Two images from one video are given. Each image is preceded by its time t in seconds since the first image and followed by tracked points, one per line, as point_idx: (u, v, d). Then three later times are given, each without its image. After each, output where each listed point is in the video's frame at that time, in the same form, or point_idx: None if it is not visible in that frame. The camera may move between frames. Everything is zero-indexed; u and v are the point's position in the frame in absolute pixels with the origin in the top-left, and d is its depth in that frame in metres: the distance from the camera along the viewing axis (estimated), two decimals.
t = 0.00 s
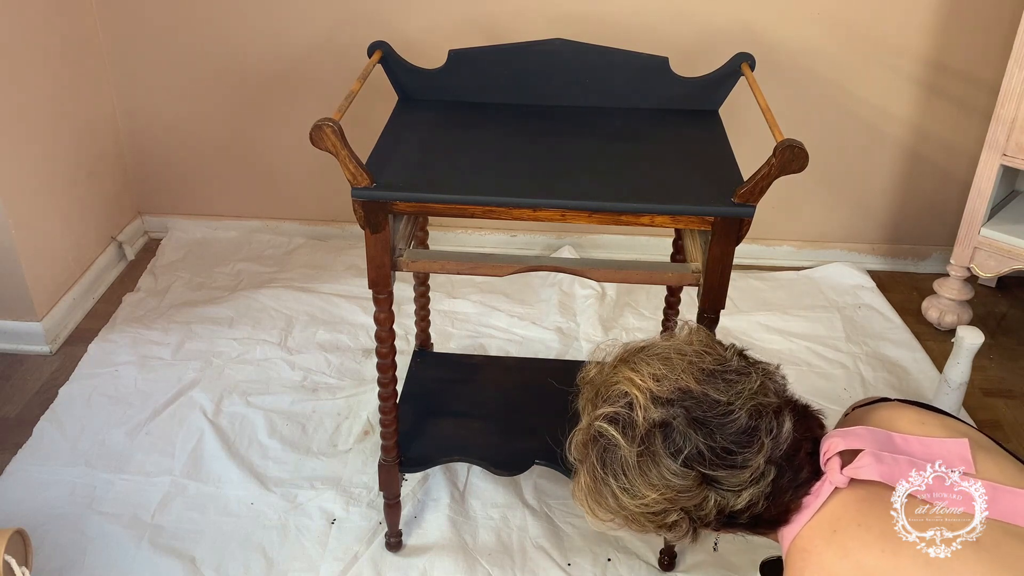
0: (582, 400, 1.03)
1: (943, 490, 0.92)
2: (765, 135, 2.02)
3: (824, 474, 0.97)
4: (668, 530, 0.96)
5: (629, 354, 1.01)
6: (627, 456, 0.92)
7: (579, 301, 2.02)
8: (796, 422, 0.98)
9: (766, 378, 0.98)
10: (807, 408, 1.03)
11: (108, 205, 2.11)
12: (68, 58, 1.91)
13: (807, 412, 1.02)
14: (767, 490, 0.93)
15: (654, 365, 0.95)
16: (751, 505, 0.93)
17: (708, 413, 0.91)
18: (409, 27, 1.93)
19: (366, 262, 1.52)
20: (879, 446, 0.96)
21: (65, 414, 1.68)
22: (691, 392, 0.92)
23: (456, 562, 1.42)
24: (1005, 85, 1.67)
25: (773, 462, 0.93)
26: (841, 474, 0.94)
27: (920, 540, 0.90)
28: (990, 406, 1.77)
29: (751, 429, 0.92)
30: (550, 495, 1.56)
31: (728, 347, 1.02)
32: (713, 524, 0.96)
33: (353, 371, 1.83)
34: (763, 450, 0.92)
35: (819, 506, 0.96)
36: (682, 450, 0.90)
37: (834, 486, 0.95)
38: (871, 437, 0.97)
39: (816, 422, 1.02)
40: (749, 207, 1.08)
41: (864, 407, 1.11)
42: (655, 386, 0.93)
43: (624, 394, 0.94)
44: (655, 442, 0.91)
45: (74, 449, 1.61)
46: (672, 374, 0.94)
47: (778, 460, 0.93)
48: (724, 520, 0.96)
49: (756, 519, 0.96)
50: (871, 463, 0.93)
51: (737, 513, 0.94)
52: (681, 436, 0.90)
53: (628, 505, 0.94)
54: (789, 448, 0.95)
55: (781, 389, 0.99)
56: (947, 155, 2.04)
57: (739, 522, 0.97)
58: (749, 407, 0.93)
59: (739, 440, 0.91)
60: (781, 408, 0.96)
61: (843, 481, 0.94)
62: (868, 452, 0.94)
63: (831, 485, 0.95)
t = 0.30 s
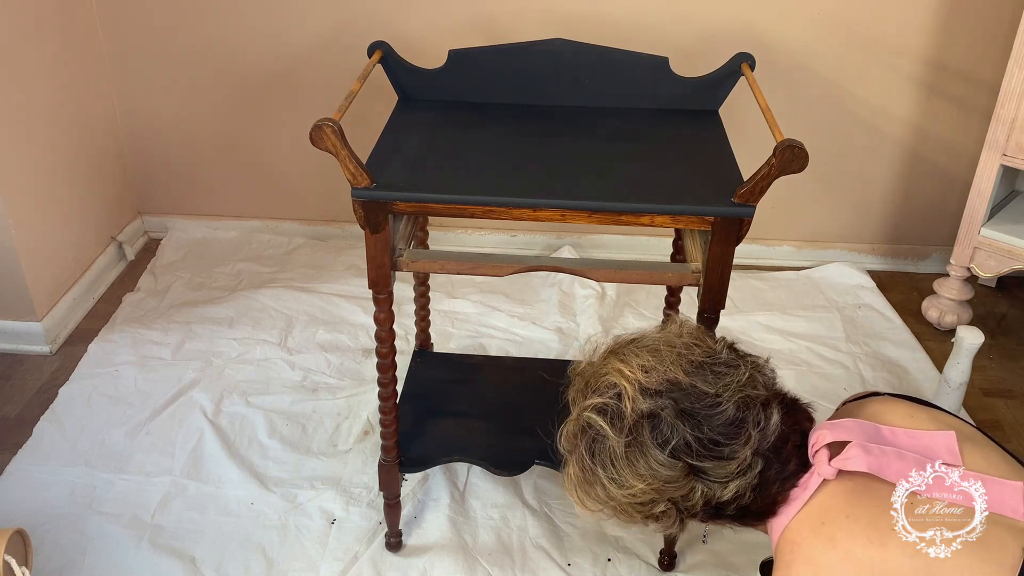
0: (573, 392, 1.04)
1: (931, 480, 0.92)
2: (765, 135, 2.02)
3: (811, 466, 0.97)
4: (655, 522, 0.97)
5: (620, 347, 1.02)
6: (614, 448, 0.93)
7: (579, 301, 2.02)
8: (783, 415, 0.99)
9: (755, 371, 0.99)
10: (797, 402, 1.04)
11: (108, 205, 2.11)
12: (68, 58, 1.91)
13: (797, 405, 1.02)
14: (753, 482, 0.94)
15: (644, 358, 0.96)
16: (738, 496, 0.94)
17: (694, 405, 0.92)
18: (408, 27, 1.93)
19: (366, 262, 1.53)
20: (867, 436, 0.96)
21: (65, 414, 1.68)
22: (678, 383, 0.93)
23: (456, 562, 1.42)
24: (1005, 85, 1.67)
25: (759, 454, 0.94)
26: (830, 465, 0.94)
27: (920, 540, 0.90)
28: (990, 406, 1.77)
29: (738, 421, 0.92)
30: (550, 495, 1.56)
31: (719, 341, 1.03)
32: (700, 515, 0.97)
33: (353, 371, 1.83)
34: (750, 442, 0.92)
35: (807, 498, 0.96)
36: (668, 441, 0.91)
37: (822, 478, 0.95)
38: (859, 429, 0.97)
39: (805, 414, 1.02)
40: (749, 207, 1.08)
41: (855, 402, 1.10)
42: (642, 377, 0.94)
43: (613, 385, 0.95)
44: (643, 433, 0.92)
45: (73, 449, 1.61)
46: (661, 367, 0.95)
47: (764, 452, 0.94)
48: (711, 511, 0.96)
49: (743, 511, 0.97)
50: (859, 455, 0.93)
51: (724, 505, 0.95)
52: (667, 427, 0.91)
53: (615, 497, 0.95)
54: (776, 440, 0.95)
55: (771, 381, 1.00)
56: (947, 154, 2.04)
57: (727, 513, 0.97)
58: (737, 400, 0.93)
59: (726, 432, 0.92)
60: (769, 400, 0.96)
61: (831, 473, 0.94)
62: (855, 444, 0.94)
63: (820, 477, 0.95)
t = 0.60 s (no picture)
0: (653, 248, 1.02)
1: (976, 404, 0.89)
2: (765, 135, 2.02)
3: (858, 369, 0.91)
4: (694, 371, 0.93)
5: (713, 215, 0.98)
6: (679, 283, 0.90)
7: (579, 301, 2.02)
8: (854, 314, 0.93)
9: (844, 267, 0.92)
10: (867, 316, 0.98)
11: (108, 205, 2.11)
12: (67, 56, 1.90)
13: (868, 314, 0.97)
14: (802, 355, 0.88)
15: (737, 222, 0.93)
16: (782, 365, 0.89)
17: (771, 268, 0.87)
18: (408, 27, 1.93)
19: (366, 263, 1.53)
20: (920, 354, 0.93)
21: (65, 414, 1.68)
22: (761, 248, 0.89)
23: (456, 563, 1.42)
24: (1005, 85, 1.67)
25: (814, 334, 0.88)
26: (879, 370, 0.89)
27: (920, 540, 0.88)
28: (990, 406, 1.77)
29: (806, 293, 0.87)
30: (550, 494, 1.56)
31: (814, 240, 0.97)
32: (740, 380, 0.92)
33: (353, 371, 1.83)
34: (811, 314, 0.87)
35: (849, 396, 0.91)
36: (733, 290, 0.87)
37: (868, 379, 0.89)
38: (911, 347, 0.94)
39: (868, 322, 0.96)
40: (749, 207, 1.08)
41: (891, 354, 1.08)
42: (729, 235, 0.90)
43: (699, 233, 0.92)
44: (712, 279, 0.88)
45: (74, 449, 1.61)
46: (751, 233, 0.91)
47: (819, 334, 0.88)
48: (750, 378, 0.91)
49: (784, 387, 0.92)
50: (908, 362, 0.89)
51: (765, 370, 0.90)
52: (738, 279, 0.87)
53: (665, 330, 0.92)
54: (836, 328, 0.89)
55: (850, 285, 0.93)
56: (947, 154, 2.04)
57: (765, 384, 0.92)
58: (813, 277, 0.88)
59: (792, 298, 0.86)
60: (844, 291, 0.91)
61: (879, 376, 0.89)
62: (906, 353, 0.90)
63: (866, 379, 0.90)
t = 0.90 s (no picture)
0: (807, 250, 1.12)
1: None
2: (765, 135, 2.02)
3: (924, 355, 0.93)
4: (791, 320, 1.01)
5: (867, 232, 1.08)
6: (815, 245, 1.01)
7: (579, 301, 2.02)
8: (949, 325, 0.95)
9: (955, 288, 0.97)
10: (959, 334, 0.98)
11: (108, 205, 2.11)
12: (68, 56, 1.90)
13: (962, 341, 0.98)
14: (884, 325, 0.93)
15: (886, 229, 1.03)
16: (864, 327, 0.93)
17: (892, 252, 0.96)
18: (408, 27, 1.93)
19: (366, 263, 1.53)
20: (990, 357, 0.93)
21: (65, 414, 1.68)
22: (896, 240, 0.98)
23: (456, 562, 1.42)
24: (1005, 85, 1.67)
25: (902, 311, 0.92)
26: (942, 356, 0.91)
27: (920, 540, 0.92)
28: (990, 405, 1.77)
29: (910, 276, 0.94)
30: (550, 494, 1.56)
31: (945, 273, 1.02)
32: (828, 341, 0.98)
33: (353, 371, 1.83)
34: (905, 290, 0.93)
35: (907, 372, 0.93)
36: (851, 253, 0.97)
37: (929, 365, 0.91)
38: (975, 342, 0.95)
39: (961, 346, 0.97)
40: (749, 207, 1.08)
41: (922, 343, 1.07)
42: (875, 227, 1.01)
43: (845, 224, 1.03)
44: (834, 248, 0.98)
45: (73, 449, 1.61)
46: (894, 236, 1.00)
47: (908, 314, 0.92)
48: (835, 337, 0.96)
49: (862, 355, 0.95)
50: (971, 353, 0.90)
51: (846, 329, 0.95)
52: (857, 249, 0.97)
53: (783, 278, 1.02)
54: (926, 319, 0.93)
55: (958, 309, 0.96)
56: (947, 154, 2.04)
57: (847, 346, 0.96)
58: (921, 272, 0.94)
59: (895, 274, 0.94)
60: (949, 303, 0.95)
61: (940, 363, 0.91)
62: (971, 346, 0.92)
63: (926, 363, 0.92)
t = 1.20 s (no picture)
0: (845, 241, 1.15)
1: None
2: (765, 135, 2.02)
3: (938, 337, 0.96)
4: (820, 297, 1.04)
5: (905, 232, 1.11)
6: (855, 233, 1.05)
7: (579, 301, 2.03)
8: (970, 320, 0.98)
9: (978, 287, 1.00)
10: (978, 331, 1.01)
11: (108, 205, 2.11)
12: (68, 56, 1.90)
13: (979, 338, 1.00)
14: (910, 306, 0.95)
15: (927, 226, 1.06)
16: (890, 306, 0.96)
17: (926, 244, 1.00)
18: (408, 27, 1.93)
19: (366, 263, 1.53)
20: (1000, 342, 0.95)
21: (66, 414, 1.68)
22: (932, 237, 1.02)
23: (456, 562, 1.42)
24: (1005, 84, 1.67)
25: (929, 297, 0.95)
26: (955, 338, 0.93)
27: (920, 540, 0.94)
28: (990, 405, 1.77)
29: (941, 267, 0.97)
30: (550, 494, 1.56)
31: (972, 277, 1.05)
32: (851, 318, 1.01)
33: (353, 371, 1.83)
34: (934, 277, 0.96)
35: (918, 352, 0.96)
36: (888, 240, 1.00)
37: (940, 347, 0.94)
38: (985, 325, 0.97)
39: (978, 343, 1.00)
40: (749, 207, 1.08)
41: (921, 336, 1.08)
42: (913, 223, 1.05)
43: (885, 217, 1.06)
44: (872, 236, 1.02)
45: (73, 449, 1.61)
46: (933, 233, 1.04)
47: (933, 300, 0.95)
48: (858, 313, 0.99)
49: (882, 332, 0.98)
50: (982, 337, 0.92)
51: (872, 307, 0.98)
52: (895, 239, 1.00)
53: (819, 260, 1.06)
54: (949, 309, 0.96)
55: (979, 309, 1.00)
56: (947, 154, 2.04)
57: (870, 325, 0.99)
58: (952, 267, 0.98)
59: (927, 263, 0.97)
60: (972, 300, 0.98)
61: (952, 346, 0.93)
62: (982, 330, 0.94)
63: (938, 345, 0.94)
